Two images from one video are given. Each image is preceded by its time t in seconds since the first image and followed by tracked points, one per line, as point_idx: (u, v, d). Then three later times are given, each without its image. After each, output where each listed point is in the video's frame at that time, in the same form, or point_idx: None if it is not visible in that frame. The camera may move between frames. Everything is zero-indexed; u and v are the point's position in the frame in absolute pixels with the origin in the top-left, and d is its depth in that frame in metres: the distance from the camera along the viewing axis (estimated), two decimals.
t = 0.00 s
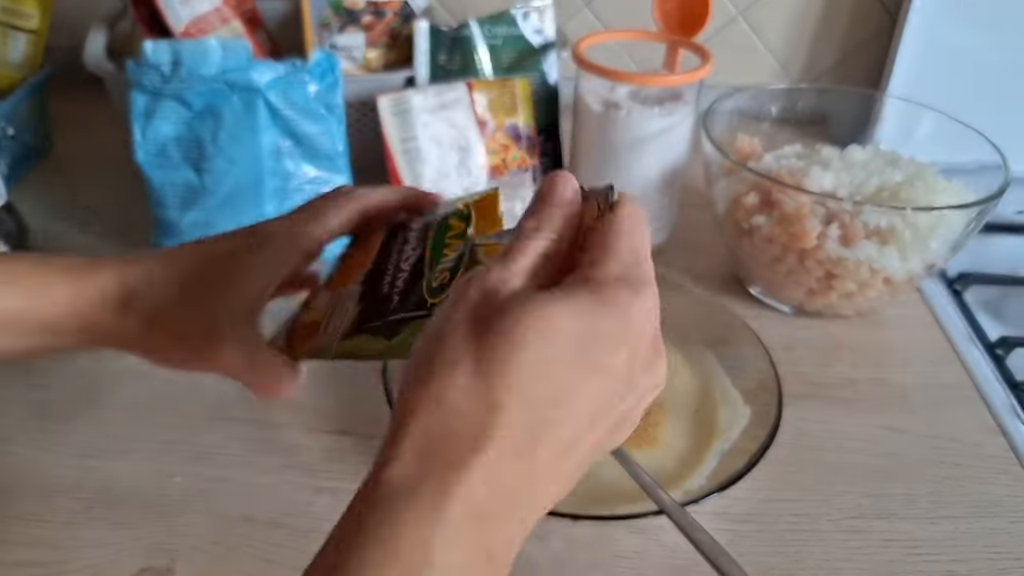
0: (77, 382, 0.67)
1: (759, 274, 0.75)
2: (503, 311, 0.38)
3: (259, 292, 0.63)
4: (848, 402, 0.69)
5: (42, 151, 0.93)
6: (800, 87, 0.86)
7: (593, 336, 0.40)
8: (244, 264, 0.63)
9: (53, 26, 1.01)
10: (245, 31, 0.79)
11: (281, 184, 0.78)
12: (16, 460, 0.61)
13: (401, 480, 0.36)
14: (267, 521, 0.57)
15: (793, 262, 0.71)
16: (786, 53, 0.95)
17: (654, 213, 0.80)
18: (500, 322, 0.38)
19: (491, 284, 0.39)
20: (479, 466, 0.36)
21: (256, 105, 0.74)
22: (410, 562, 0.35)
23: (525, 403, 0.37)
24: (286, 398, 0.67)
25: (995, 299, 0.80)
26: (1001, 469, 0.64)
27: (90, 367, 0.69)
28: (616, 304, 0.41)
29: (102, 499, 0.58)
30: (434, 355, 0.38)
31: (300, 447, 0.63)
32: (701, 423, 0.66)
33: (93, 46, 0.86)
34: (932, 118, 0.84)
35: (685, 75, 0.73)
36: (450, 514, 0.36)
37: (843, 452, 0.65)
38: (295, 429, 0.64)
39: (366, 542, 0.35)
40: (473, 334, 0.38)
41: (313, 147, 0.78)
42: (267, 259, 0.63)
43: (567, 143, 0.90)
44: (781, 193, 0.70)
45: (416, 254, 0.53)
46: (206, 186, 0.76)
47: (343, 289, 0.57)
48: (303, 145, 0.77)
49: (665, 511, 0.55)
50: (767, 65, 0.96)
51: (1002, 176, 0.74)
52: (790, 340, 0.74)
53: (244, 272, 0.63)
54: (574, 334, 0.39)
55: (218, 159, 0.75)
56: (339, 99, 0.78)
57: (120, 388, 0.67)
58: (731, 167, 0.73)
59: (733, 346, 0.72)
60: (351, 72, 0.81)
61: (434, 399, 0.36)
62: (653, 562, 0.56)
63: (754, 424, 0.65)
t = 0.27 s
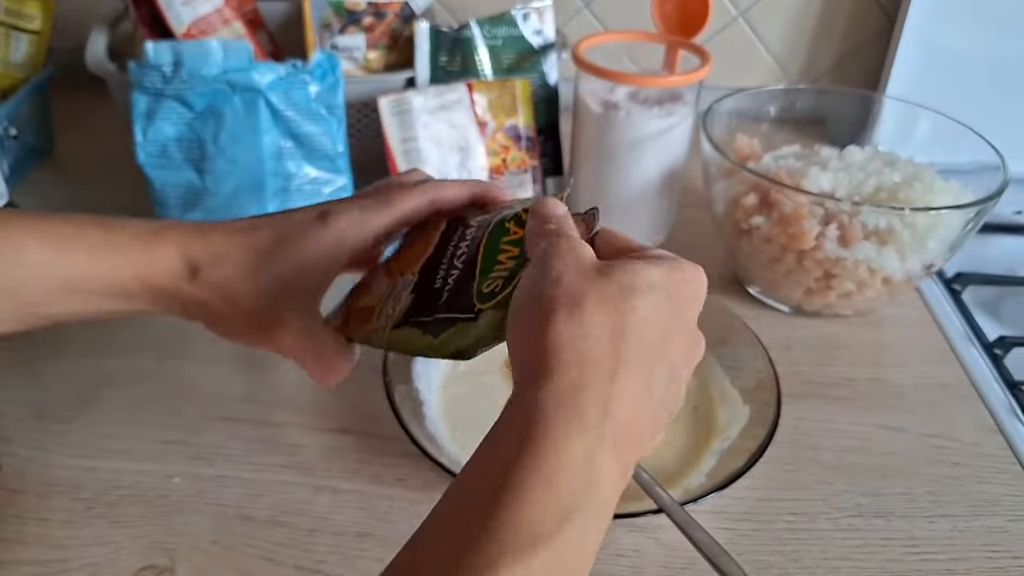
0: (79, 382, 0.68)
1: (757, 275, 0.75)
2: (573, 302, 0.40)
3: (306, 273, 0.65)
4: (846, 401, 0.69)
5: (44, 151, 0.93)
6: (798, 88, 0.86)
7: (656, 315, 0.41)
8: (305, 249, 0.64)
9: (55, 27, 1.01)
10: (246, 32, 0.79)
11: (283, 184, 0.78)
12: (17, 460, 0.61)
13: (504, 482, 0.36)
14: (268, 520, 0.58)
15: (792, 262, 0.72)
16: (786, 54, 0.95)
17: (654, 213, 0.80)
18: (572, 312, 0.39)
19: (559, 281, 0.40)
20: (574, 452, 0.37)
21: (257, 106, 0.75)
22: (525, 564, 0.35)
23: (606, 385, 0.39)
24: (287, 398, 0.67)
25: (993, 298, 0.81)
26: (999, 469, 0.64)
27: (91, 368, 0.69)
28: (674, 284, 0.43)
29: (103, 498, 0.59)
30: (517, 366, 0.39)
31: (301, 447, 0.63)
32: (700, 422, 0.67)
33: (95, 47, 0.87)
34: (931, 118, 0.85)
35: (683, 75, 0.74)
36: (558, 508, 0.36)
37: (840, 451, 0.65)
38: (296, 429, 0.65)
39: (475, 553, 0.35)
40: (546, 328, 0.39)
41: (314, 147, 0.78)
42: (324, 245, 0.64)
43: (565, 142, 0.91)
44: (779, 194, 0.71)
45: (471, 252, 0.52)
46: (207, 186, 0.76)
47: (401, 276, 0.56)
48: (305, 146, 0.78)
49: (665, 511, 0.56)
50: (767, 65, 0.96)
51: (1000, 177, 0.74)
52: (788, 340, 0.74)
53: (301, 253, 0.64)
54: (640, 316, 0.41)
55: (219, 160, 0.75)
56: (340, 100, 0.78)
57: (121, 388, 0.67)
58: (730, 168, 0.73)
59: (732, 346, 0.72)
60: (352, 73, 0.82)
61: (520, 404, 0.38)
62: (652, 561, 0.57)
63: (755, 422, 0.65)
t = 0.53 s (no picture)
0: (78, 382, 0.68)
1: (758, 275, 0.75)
2: (636, 288, 0.41)
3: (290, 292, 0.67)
4: (847, 402, 0.69)
5: (43, 151, 0.93)
6: (799, 87, 0.86)
7: (705, 331, 0.44)
8: (285, 267, 0.67)
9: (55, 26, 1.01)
10: (246, 32, 0.79)
11: (282, 185, 0.78)
12: (17, 460, 0.61)
13: (533, 436, 0.37)
14: (268, 521, 0.58)
15: (793, 262, 0.72)
16: (787, 54, 0.95)
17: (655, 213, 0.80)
18: (631, 298, 0.41)
19: (628, 261, 0.42)
20: (598, 438, 0.38)
21: (257, 106, 0.74)
22: (524, 527, 0.36)
23: (642, 382, 0.41)
24: (287, 398, 0.67)
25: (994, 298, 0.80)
26: (1000, 469, 0.64)
27: (91, 368, 0.69)
28: (730, 312, 0.46)
29: (103, 499, 0.58)
30: (556, 319, 0.40)
31: (300, 447, 0.63)
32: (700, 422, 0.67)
33: (94, 46, 0.86)
34: (932, 118, 0.85)
35: (684, 75, 0.74)
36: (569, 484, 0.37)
37: (841, 451, 0.65)
38: (295, 430, 0.64)
39: (471, 509, 0.36)
40: (606, 301, 0.40)
41: (313, 147, 0.78)
42: (302, 262, 0.68)
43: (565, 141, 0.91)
44: (779, 194, 0.70)
45: (425, 243, 0.60)
46: (206, 186, 0.76)
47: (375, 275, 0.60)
48: (305, 146, 0.77)
49: (665, 511, 0.56)
50: (767, 65, 0.96)
51: (1001, 177, 0.74)
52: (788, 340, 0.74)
53: (283, 274, 0.67)
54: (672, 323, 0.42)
55: (219, 159, 0.75)
56: (340, 100, 0.78)
57: (120, 388, 0.67)
58: (730, 168, 0.73)
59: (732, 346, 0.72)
60: (352, 73, 0.82)
61: (563, 363, 0.38)
62: (652, 562, 0.56)
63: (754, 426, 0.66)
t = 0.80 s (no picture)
0: (79, 382, 0.68)
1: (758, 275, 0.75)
2: (705, 320, 0.42)
3: (271, 268, 0.68)
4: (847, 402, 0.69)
5: (43, 151, 0.93)
6: (799, 87, 0.86)
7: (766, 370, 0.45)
8: (268, 237, 0.67)
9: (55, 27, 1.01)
10: (246, 32, 0.79)
11: (283, 184, 0.78)
12: (17, 460, 0.61)
13: (573, 463, 0.37)
14: (268, 521, 0.58)
15: (793, 261, 0.72)
16: (787, 54, 0.95)
17: (654, 213, 0.80)
18: (698, 331, 0.41)
19: (700, 291, 0.42)
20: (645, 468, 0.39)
21: (256, 106, 0.74)
22: (562, 558, 0.36)
23: (694, 419, 0.41)
24: (286, 398, 0.67)
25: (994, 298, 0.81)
26: (1000, 469, 0.64)
27: (91, 368, 0.69)
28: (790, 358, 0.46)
29: (102, 499, 0.58)
30: (617, 336, 0.40)
31: (300, 446, 0.63)
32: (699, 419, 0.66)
33: (94, 46, 0.86)
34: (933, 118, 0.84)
35: (684, 75, 0.74)
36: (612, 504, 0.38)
37: (841, 451, 0.65)
38: (295, 430, 0.64)
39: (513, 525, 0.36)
40: (675, 329, 0.41)
41: (313, 147, 0.78)
42: (288, 237, 0.68)
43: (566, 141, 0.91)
44: (779, 194, 0.70)
45: (413, 210, 0.61)
46: (206, 185, 0.76)
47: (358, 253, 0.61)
48: (304, 146, 0.77)
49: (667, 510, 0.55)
50: (767, 65, 0.96)
51: (1001, 177, 0.74)
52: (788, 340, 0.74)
53: (266, 245, 0.67)
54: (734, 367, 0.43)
55: (219, 159, 0.75)
56: (340, 101, 0.78)
57: (120, 388, 0.67)
58: (730, 168, 0.73)
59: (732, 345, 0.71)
60: (352, 73, 0.82)
61: (620, 384, 0.39)
62: (653, 562, 0.56)
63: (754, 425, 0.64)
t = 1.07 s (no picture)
0: (87, 381, 0.69)
1: (753, 274, 0.77)
2: (739, 501, 0.39)
3: (135, 248, 0.60)
4: (840, 400, 0.70)
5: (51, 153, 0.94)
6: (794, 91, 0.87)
7: (799, 561, 0.40)
8: (120, 220, 0.60)
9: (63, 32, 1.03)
10: (251, 37, 0.81)
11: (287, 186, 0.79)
12: (27, 458, 0.62)
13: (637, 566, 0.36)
14: (272, 516, 0.59)
15: (787, 262, 0.73)
16: (783, 58, 0.97)
17: (651, 213, 0.82)
18: (734, 508, 0.38)
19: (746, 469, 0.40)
20: None
21: (262, 109, 0.76)
22: None
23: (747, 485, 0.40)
24: (291, 396, 0.69)
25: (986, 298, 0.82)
26: (990, 466, 0.65)
27: (99, 367, 0.71)
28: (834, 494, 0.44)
29: (110, 495, 0.60)
30: (658, 501, 0.38)
31: (304, 444, 0.65)
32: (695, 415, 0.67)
33: (101, 51, 0.88)
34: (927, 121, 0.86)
35: (681, 79, 0.75)
36: None
37: (835, 447, 0.66)
38: (298, 427, 0.66)
39: None
40: (711, 512, 0.38)
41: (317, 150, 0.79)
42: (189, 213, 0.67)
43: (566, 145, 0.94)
44: (774, 195, 0.72)
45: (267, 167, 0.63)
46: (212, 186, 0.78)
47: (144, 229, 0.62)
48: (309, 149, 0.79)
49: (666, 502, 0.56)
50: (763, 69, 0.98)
51: (993, 178, 0.75)
52: (783, 339, 0.76)
53: (121, 228, 0.60)
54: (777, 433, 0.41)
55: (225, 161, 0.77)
56: (344, 104, 0.79)
57: (127, 387, 0.69)
58: (726, 171, 0.74)
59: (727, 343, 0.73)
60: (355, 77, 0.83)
61: (661, 553, 0.36)
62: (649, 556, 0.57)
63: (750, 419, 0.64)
